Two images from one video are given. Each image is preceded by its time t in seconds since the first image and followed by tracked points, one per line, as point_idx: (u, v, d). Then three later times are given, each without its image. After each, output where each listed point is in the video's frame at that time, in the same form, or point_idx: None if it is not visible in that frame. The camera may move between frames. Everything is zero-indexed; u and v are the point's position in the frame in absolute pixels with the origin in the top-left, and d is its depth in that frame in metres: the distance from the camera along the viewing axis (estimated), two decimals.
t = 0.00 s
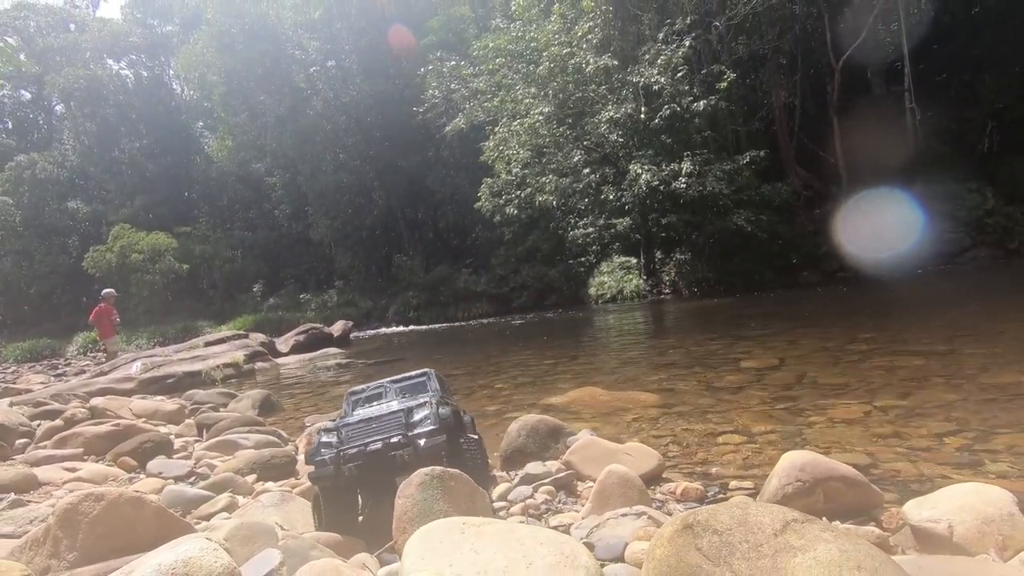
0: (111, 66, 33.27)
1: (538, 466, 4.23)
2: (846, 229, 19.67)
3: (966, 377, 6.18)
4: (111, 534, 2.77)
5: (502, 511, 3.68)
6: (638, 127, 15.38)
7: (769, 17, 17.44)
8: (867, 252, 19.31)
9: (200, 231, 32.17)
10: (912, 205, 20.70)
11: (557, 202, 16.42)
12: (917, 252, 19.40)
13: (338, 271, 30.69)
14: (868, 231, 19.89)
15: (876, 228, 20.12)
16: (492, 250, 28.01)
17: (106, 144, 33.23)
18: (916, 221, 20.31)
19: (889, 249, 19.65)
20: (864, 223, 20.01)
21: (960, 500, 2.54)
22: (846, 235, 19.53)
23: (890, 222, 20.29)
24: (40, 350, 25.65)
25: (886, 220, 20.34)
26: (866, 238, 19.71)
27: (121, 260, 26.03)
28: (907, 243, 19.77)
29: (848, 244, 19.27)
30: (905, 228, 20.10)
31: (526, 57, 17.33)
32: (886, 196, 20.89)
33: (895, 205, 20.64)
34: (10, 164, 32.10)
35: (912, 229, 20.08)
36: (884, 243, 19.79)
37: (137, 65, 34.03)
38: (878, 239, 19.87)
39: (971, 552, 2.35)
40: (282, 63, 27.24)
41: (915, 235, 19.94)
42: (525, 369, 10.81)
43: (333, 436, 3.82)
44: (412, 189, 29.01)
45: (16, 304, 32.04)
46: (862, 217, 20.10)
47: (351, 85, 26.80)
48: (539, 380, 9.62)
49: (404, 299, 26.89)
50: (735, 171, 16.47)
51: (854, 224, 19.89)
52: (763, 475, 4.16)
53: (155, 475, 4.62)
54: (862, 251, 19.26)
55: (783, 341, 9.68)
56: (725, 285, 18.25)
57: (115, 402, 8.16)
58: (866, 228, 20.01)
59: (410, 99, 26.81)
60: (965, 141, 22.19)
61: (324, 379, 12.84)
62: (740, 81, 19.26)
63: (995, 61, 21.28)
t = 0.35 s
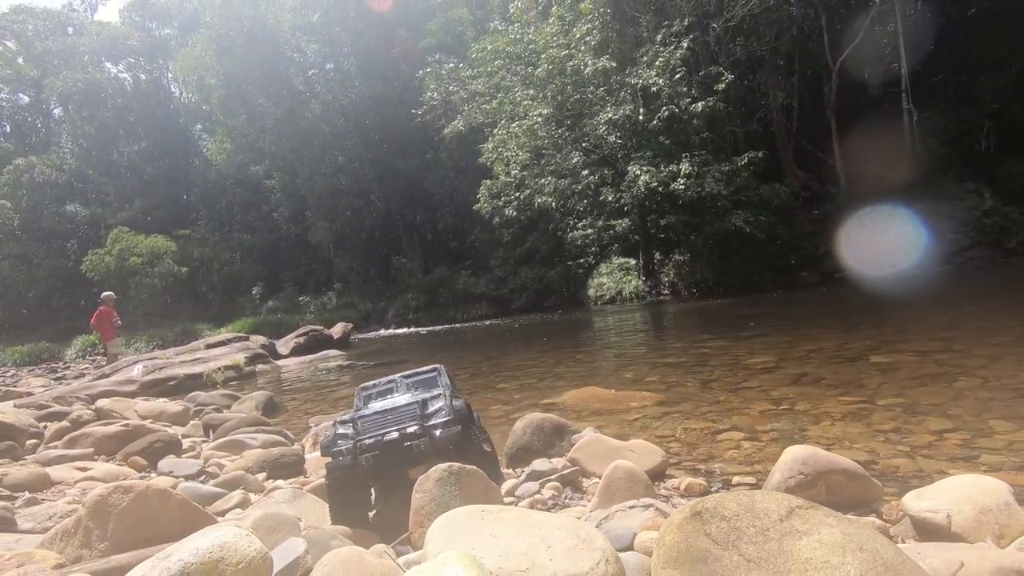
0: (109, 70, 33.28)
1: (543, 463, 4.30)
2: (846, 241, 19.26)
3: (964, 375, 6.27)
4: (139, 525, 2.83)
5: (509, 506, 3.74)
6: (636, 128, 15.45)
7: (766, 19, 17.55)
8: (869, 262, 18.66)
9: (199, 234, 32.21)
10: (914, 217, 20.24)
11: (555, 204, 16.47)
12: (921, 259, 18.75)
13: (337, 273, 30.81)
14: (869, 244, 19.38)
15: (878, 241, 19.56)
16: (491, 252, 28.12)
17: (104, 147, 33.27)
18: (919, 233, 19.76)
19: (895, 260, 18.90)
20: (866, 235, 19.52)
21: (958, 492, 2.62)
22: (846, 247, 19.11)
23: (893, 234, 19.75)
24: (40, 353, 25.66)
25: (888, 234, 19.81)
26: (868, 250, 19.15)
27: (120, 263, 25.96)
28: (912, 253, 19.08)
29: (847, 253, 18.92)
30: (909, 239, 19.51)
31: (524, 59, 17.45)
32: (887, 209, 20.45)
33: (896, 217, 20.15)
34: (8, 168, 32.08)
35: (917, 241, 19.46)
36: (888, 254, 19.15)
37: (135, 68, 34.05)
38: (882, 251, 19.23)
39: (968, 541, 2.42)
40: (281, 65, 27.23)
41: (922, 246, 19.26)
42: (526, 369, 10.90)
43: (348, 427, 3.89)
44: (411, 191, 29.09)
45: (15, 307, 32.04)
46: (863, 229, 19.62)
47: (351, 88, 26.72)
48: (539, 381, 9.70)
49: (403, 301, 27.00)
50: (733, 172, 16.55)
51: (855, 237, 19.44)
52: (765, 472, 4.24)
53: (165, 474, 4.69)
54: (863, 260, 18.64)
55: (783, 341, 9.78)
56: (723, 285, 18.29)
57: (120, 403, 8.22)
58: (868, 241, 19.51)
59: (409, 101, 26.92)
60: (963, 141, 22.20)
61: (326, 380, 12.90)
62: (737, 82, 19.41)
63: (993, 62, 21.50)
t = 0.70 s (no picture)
0: (105, 71, 33.22)
1: (549, 459, 4.35)
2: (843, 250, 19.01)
3: (961, 369, 6.36)
4: (162, 519, 2.89)
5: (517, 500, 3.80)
6: (634, 127, 15.52)
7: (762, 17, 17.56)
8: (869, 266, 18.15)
9: (197, 235, 32.19)
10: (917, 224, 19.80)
11: (554, 202, 16.49)
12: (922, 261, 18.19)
13: (336, 273, 30.92)
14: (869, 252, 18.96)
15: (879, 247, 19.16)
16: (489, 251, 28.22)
17: (101, 149, 33.25)
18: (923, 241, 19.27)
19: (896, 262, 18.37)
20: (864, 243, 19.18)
21: (956, 482, 2.69)
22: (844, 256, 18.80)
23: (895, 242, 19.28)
24: (38, 356, 25.64)
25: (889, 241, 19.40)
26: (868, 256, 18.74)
27: (118, 265, 25.88)
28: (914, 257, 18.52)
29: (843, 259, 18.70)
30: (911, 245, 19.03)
31: (521, 58, 17.52)
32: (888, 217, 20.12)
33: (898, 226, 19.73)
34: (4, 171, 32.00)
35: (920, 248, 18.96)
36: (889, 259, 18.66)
37: (131, 69, 33.99)
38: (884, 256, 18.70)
39: (966, 529, 2.49)
40: (278, 66, 27.22)
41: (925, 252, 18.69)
42: (526, 368, 10.97)
43: (356, 419, 3.93)
44: (408, 191, 29.15)
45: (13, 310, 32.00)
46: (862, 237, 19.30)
47: (348, 88, 26.95)
48: (539, 379, 9.74)
49: (402, 301, 27.08)
50: (730, 170, 16.60)
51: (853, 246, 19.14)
52: (767, 465, 4.31)
53: (175, 473, 4.74)
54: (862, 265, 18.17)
55: (782, 337, 9.86)
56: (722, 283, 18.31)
57: (123, 404, 8.25)
58: (867, 250, 19.15)
59: (406, 101, 26.99)
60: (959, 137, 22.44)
61: (327, 380, 12.94)
62: (734, 80, 19.47)
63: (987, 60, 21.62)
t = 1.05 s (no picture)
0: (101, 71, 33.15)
1: (550, 456, 4.37)
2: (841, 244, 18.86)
3: (959, 365, 6.38)
4: (168, 519, 2.90)
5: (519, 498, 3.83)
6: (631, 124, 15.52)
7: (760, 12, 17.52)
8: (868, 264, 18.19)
9: (195, 235, 32.14)
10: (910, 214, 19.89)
11: (552, 200, 16.44)
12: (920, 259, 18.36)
13: (335, 272, 30.89)
14: (865, 245, 18.92)
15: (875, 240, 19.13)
16: (488, 249, 28.18)
17: (98, 150, 33.12)
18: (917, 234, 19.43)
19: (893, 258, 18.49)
20: (861, 236, 19.08)
21: (955, 477, 2.71)
22: (841, 251, 18.67)
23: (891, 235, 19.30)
24: (36, 358, 25.59)
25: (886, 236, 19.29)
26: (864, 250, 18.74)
27: (116, 266, 25.80)
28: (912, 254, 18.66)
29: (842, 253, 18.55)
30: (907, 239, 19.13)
31: (518, 56, 17.53)
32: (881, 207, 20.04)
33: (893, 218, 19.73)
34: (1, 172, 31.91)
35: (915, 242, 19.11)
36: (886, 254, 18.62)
37: (127, 69, 33.94)
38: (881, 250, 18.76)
39: (967, 523, 2.50)
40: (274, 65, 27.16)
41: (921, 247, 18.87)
42: (526, 365, 10.99)
43: (341, 412, 4.03)
44: (406, 190, 29.14)
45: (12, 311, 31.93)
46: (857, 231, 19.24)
47: (345, 87, 27.00)
48: (539, 377, 9.76)
49: (401, 300, 27.10)
50: (728, 167, 16.63)
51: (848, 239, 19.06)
52: (767, 461, 4.34)
53: (177, 473, 4.76)
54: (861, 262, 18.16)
55: (781, 333, 9.90)
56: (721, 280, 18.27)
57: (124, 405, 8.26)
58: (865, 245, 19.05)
59: (403, 100, 26.96)
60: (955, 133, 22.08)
61: (327, 380, 12.95)
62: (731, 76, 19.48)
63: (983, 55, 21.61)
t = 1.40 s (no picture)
0: (100, 72, 33.13)
1: (550, 457, 4.35)
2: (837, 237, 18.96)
3: (960, 362, 6.36)
4: (163, 525, 2.87)
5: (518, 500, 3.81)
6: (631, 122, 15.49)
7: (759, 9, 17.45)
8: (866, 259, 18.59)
9: (195, 236, 32.11)
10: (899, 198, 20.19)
11: (552, 199, 16.42)
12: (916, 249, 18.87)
13: (335, 272, 30.86)
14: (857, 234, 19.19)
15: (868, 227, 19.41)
16: (488, 248, 28.16)
17: (97, 150, 33.07)
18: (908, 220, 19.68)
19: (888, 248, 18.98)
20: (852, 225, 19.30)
21: (960, 477, 2.68)
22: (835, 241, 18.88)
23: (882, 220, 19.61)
24: (36, 359, 25.57)
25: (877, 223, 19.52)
26: (859, 240, 19.05)
27: (116, 267, 25.78)
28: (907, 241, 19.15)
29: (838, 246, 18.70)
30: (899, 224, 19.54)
31: (517, 54, 17.53)
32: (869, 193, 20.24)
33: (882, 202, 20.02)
34: None
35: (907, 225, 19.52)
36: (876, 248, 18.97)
37: (126, 70, 33.93)
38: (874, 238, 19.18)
39: (970, 523, 2.48)
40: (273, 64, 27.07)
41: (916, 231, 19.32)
42: (526, 364, 10.97)
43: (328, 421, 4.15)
44: (406, 189, 29.14)
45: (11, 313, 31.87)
46: (848, 218, 19.44)
47: (344, 87, 27.03)
48: (540, 376, 9.74)
49: (401, 299, 27.11)
50: (728, 164, 16.61)
51: (842, 228, 19.23)
52: (769, 461, 4.31)
53: (176, 476, 4.74)
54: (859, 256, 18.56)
55: (781, 331, 9.90)
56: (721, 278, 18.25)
57: (124, 407, 8.23)
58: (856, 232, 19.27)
59: (402, 99, 26.94)
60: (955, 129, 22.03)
61: (327, 380, 12.93)
62: (730, 74, 19.44)
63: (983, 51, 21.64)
